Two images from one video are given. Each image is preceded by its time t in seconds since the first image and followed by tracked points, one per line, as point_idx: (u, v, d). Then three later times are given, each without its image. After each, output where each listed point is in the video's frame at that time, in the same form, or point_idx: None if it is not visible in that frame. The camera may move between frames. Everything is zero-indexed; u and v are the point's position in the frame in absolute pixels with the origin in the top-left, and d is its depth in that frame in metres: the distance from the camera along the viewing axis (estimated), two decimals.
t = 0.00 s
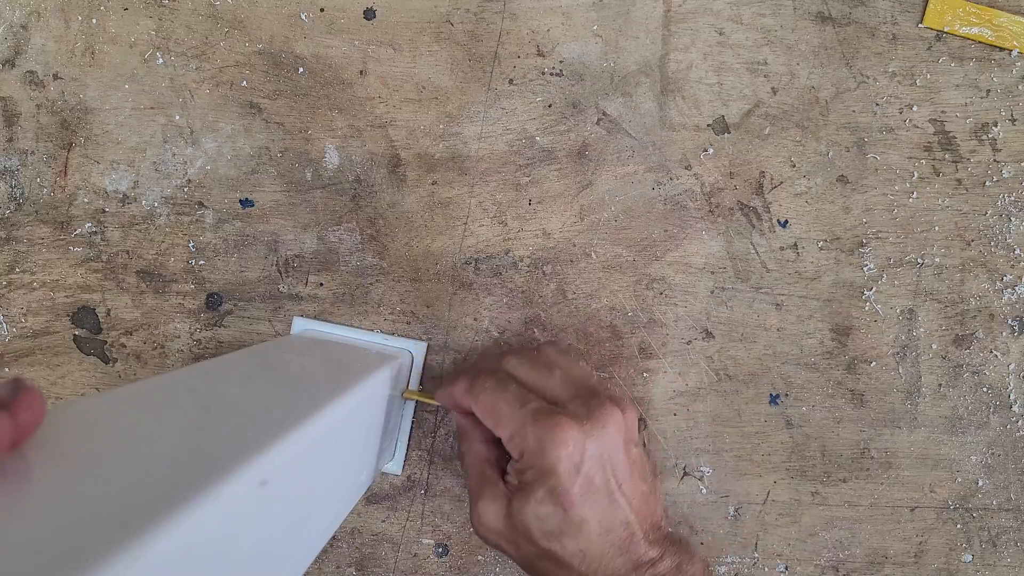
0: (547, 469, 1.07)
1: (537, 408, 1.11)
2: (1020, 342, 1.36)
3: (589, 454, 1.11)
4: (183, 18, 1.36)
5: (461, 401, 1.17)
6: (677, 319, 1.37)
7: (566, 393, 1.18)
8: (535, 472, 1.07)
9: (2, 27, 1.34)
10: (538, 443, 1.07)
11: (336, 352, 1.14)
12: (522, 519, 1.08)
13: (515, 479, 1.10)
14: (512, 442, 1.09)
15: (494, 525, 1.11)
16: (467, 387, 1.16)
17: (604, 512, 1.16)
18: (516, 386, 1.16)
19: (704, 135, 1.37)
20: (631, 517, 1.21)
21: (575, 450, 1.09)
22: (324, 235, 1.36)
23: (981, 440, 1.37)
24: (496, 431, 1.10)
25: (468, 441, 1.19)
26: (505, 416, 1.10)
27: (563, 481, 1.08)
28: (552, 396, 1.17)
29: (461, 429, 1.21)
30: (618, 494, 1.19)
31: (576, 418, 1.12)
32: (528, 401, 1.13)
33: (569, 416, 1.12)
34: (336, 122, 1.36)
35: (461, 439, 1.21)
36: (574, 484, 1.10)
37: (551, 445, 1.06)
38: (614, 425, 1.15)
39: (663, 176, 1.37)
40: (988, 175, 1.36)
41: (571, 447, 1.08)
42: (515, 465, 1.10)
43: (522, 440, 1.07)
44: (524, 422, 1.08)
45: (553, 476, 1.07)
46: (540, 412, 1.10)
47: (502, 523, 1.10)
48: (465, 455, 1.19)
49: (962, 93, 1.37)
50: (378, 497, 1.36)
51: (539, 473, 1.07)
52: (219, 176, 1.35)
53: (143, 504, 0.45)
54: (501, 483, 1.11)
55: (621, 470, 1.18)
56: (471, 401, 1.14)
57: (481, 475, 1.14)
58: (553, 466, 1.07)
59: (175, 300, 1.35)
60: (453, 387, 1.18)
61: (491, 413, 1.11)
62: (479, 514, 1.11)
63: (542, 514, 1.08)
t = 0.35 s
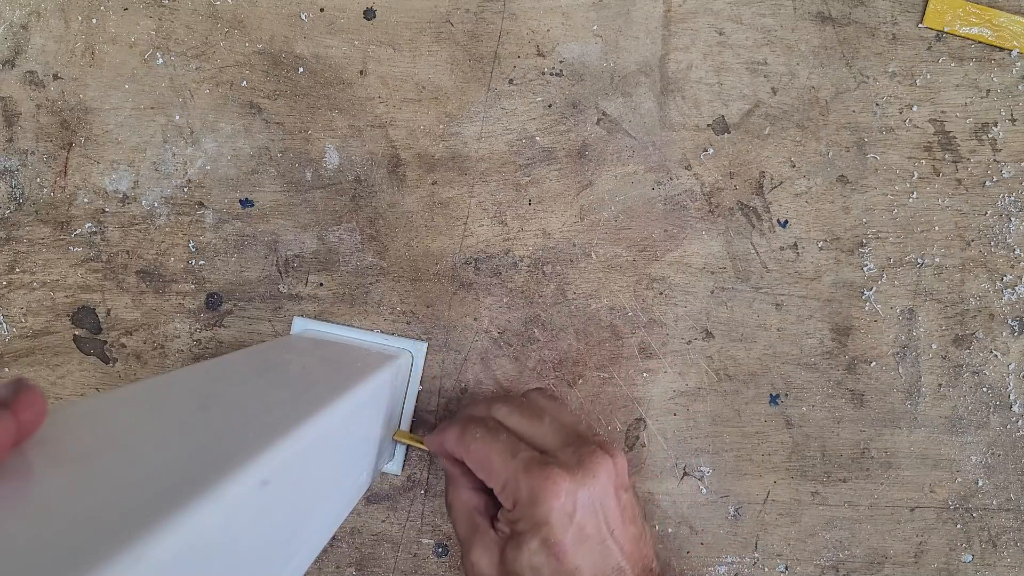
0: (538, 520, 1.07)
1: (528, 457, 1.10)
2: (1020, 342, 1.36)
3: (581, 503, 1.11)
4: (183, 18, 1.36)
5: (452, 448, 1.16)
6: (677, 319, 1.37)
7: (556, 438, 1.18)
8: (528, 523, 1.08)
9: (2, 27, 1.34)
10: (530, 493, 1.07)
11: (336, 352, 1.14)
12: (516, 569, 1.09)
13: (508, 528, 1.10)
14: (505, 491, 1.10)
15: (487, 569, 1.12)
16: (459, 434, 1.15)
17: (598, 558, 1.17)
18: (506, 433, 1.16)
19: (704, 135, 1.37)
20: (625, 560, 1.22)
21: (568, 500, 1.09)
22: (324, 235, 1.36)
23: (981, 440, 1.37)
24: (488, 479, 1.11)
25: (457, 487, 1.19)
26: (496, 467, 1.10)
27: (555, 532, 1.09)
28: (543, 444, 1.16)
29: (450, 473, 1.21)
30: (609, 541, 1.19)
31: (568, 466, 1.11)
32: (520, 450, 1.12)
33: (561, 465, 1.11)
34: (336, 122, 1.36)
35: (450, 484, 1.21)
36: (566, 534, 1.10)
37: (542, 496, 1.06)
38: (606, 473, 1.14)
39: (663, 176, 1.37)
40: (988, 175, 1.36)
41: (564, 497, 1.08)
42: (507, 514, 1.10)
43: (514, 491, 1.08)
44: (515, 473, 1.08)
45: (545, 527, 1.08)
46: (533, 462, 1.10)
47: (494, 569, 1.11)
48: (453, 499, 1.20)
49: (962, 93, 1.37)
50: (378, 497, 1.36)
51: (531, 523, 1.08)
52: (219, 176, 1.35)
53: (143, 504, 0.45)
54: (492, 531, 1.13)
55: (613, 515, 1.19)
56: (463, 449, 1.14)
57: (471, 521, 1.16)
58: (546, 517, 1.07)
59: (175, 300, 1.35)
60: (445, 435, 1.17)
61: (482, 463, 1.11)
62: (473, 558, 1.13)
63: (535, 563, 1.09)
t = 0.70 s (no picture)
0: (576, 496, 1.11)
1: (557, 443, 1.18)
2: (1020, 342, 1.36)
3: (613, 484, 1.16)
4: (183, 18, 1.36)
5: (475, 447, 1.22)
6: (677, 319, 1.37)
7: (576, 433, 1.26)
8: (567, 503, 1.10)
9: (2, 27, 1.34)
10: (566, 471, 1.12)
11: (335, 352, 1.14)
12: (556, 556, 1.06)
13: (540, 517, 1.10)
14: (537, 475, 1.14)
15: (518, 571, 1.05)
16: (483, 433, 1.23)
17: (628, 551, 1.18)
18: (532, 429, 1.24)
19: (704, 135, 1.37)
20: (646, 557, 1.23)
21: (602, 482, 1.14)
22: (324, 235, 1.36)
23: (981, 440, 1.37)
24: (521, 466, 1.16)
25: (470, 500, 1.12)
26: (529, 450, 1.17)
27: (591, 512, 1.12)
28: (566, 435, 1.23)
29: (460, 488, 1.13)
30: (636, 534, 1.21)
31: (594, 450, 1.19)
32: (548, 439, 1.20)
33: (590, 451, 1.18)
34: (336, 122, 1.36)
35: (459, 502, 1.13)
36: (600, 517, 1.13)
37: (579, 474, 1.12)
38: (629, 460, 1.22)
39: (663, 176, 1.37)
40: (988, 175, 1.36)
41: (598, 475, 1.14)
42: (538, 502, 1.11)
43: (550, 470, 1.13)
44: (549, 455, 1.15)
45: (580, 505, 1.10)
46: (563, 448, 1.17)
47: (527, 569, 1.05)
48: (467, 516, 1.11)
49: (962, 93, 1.37)
50: (378, 497, 1.36)
51: (570, 502, 1.10)
52: (219, 176, 1.35)
53: (139, 502, 0.45)
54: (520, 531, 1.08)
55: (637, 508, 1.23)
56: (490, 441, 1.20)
57: (492, 528, 1.08)
58: (581, 496, 1.11)
59: (175, 300, 1.35)
60: (466, 436, 1.23)
61: (515, 450, 1.18)
62: (499, 565, 1.05)
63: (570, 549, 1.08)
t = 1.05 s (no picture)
0: (692, 414, 1.09)
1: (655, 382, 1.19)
2: (1020, 342, 1.36)
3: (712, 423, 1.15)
4: (183, 18, 1.36)
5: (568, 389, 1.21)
6: (677, 319, 1.37)
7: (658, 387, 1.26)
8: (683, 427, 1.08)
9: (2, 27, 1.34)
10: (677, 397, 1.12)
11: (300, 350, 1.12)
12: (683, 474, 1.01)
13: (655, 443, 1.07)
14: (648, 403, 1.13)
15: (647, 492, 0.97)
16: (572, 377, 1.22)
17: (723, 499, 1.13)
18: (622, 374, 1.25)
19: (704, 135, 1.37)
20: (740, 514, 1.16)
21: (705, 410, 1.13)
22: (324, 235, 1.36)
23: (981, 440, 1.37)
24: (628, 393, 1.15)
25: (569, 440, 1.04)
26: (633, 381, 1.18)
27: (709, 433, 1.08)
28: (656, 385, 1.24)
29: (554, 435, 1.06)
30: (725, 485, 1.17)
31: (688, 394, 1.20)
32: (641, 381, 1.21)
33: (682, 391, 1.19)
34: (336, 122, 1.36)
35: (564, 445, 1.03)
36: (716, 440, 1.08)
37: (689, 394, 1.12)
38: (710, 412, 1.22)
39: (663, 176, 1.37)
40: (988, 175, 1.36)
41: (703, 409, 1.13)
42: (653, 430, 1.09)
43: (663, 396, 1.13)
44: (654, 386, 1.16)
45: (700, 423, 1.08)
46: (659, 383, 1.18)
47: (655, 488, 0.98)
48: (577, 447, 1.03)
49: (963, 93, 1.37)
50: (378, 497, 1.36)
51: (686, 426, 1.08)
52: (219, 176, 1.35)
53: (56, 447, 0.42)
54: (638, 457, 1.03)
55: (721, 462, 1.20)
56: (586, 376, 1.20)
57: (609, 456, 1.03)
58: (697, 415, 1.09)
59: (175, 300, 1.35)
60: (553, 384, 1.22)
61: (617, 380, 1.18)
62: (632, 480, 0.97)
63: (699, 469, 1.03)
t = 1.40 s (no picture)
0: (685, 410, 1.05)
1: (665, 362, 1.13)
2: (1020, 342, 1.36)
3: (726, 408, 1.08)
4: (183, 18, 1.36)
5: (577, 358, 1.20)
6: (677, 319, 1.37)
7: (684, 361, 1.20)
8: (672, 419, 1.05)
9: (2, 27, 1.34)
10: (677, 386, 1.07)
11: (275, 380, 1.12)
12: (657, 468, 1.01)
13: (644, 431, 1.06)
14: (647, 388, 1.10)
15: (616, 487, 1.01)
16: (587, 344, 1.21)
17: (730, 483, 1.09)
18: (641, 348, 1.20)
19: (704, 135, 1.37)
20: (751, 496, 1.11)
21: (712, 401, 1.07)
22: (324, 235, 1.36)
23: (981, 439, 1.37)
24: (629, 374, 1.13)
25: (568, 413, 1.09)
26: (640, 360, 1.14)
27: (701, 430, 1.04)
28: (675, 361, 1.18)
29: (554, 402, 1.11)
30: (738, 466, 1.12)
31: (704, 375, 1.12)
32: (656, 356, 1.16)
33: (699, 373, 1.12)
34: (336, 122, 1.36)
35: (555, 419, 1.09)
36: (709, 437, 1.04)
37: (689, 385, 1.07)
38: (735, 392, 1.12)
39: (663, 176, 1.37)
40: (988, 175, 1.36)
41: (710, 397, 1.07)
42: (645, 416, 1.08)
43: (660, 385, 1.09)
44: (660, 369, 1.11)
45: (691, 420, 1.04)
46: (670, 365, 1.12)
47: (625, 483, 1.01)
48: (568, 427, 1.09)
49: (963, 93, 1.37)
50: (378, 497, 1.36)
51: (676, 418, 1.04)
52: (219, 176, 1.35)
53: None
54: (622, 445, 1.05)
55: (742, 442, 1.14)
56: (595, 349, 1.18)
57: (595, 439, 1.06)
58: (690, 411, 1.05)
59: (175, 300, 1.34)
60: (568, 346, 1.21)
61: (623, 358, 1.15)
62: (599, 473, 1.02)
63: (677, 467, 1.02)
